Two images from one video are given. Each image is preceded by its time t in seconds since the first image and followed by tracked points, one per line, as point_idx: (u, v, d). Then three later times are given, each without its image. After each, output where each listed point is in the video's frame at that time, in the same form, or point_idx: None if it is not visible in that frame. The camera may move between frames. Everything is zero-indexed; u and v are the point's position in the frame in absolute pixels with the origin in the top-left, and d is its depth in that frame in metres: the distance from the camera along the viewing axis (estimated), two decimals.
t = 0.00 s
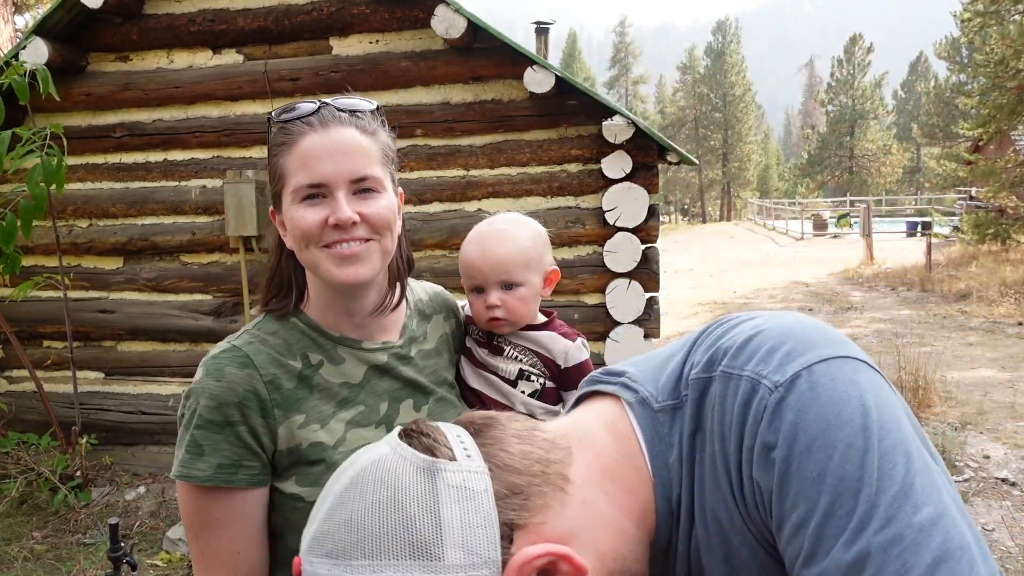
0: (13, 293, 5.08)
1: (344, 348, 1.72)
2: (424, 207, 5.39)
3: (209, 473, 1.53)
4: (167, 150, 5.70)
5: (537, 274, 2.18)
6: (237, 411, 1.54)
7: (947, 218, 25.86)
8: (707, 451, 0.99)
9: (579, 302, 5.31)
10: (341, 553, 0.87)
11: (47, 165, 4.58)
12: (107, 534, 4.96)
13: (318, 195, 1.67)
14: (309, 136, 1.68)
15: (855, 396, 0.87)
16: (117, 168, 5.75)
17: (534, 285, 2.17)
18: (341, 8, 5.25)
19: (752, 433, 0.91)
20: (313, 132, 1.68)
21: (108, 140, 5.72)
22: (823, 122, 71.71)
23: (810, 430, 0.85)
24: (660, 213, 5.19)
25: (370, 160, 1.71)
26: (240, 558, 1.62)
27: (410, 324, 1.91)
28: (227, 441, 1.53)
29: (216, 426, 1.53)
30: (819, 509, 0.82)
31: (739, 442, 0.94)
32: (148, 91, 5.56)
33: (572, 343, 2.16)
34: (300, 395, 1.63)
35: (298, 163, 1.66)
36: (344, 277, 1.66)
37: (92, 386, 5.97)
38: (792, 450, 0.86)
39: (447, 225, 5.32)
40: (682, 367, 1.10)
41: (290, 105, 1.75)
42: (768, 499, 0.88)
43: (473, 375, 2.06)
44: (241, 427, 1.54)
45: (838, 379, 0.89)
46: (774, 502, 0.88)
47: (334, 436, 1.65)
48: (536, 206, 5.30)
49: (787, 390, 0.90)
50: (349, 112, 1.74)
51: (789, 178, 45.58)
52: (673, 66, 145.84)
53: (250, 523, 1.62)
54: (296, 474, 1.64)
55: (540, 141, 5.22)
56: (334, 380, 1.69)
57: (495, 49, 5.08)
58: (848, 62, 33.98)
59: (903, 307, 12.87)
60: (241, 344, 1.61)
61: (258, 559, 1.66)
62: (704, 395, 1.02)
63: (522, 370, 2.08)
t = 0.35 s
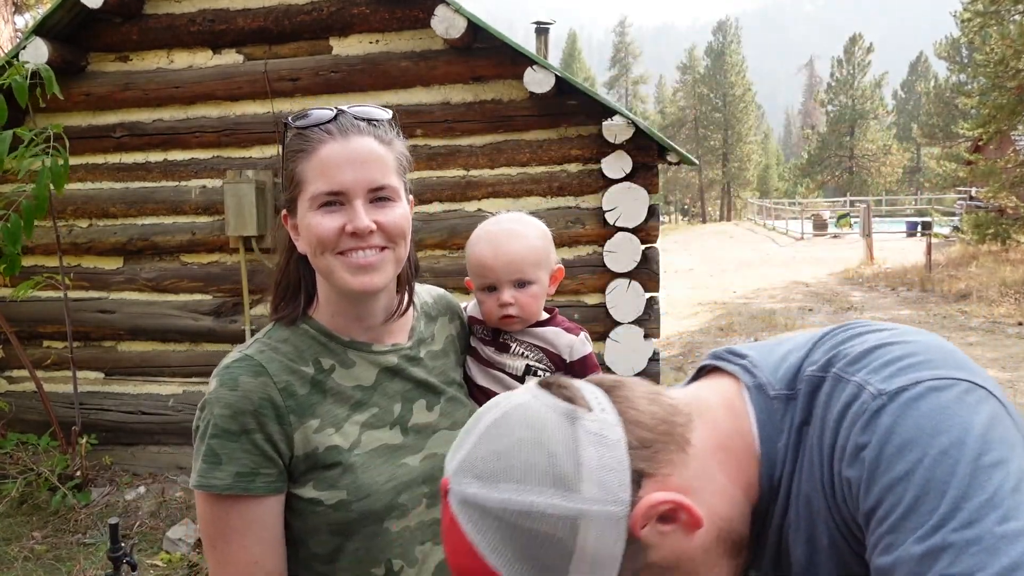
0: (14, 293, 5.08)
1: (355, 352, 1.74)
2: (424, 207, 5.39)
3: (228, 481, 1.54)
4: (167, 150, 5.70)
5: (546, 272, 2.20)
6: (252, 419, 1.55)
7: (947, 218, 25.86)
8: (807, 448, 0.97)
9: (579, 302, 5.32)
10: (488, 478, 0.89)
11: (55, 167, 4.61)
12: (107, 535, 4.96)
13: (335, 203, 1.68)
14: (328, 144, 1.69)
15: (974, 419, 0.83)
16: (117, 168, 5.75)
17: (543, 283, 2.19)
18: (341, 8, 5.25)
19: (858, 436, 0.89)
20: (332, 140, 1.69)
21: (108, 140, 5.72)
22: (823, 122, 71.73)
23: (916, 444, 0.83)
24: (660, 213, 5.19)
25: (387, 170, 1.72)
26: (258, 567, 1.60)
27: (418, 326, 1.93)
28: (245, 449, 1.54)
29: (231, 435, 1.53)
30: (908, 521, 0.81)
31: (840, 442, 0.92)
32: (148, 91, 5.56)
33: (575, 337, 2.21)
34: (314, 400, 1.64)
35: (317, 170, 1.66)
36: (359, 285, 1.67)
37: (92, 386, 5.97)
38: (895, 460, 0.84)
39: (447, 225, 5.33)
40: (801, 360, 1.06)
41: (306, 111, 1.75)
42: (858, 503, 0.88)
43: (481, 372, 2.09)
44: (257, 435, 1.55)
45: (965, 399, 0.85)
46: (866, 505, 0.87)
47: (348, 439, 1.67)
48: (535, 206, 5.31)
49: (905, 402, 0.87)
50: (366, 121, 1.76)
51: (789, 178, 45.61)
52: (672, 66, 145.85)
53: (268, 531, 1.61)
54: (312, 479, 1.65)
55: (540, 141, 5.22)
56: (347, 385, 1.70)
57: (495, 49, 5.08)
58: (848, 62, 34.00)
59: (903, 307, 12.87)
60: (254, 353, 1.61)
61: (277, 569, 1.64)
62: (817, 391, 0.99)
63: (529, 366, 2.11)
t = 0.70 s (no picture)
0: (14, 293, 5.07)
1: (368, 355, 1.74)
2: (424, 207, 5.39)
3: (249, 486, 1.53)
4: (167, 150, 5.70)
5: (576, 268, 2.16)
6: (270, 423, 1.55)
7: (947, 218, 25.87)
8: (1000, 435, 1.17)
9: (579, 302, 5.32)
10: (738, 344, 1.18)
11: (55, 166, 4.59)
12: (107, 535, 4.97)
13: (335, 208, 1.68)
14: (329, 150, 1.68)
15: None
16: (117, 168, 5.75)
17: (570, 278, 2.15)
18: (341, 7, 5.25)
19: None
20: (332, 145, 1.69)
21: (109, 140, 5.72)
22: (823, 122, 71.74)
23: None
24: (660, 213, 5.18)
25: (388, 173, 1.71)
26: (290, 569, 1.60)
27: (430, 328, 1.93)
28: (266, 453, 1.54)
29: (249, 440, 1.53)
30: None
31: None
32: (147, 91, 5.56)
33: (588, 336, 2.13)
34: (329, 403, 1.65)
35: (318, 176, 1.67)
36: (361, 290, 1.66)
37: (92, 386, 5.97)
38: None
39: (447, 225, 5.34)
40: None
41: (312, 117, 1.76)
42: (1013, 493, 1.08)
43: (492, 373, 2.06)
44: (275, 439, 1.55)
45: None
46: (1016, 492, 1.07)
47: (363, 442, 1.67)
48: (535, 206, 5.30)
49: None
50: (367, 125, 1.75)
51: (789, 179, 45.64)
52: (673, 66, 145.85)
53: (295, 533, 1.61)
54: (328, 481, 1.64)
55: (540, 141, 5.22)
56: (360, 388, 1.70)
57: (495, 49, 5.08)
58: (849, 62, 33.98)
59: (903, 308, 12.87)
60: (268, 358, 1.61)
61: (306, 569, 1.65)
62: None
63: (541, 367, 2.06)
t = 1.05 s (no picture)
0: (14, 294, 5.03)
1: (378, 355, 1.70)
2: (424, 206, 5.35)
3: (252, 485, 1.49)
4: (167, 150, 5.66)
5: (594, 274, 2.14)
6: (277, 423, 1.50)
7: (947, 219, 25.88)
8: (1019, 420, 1.09)
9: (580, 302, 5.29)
10: (824, 214, 1.14)
11: (52, 166, 4.55)
12: (106, 535, 4.93)
13: (347, 209, 1.65)
14: (341, 150, 1.65)
15: None
16: (117, 168, 5.71)
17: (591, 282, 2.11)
18: (340, 7, 5.21)
19: None
20: (345, 146, 1.65)
21: (108, 140, 5.68)
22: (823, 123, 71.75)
23: None
24: (660, 214, 5.13)
25: (401, 173, 1.67)
26: (285, 567, 1.58)
27: (441, 329, 1.90)
28: (271, 452, 1.50)
29: (255, 439, 1.49)
30: None
31: None
32: (147, 91, 5.52)
33: (600, 340, 2.06)
34: (338, 403, 1.61)
35: (330, 177, 1.63)
36: (373, 292, 1.61)
37: (92, 387, 5.94)
38: None
39: (448, 225, 5.30)
40: None
41: (327, 116, 1.73)
42: (1015, 483, 1.01)
43: (503, 376, 2.01)
44: (282, 438, 1.51)
45: None
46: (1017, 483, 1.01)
47: (372, 443, 1.63)
48: (536, 206, 5.26)
49: None
50: (382, 125, 1.72)
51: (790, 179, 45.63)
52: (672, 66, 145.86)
53: (291, 533, 1.57)
54: (335, 482, 1.61)
55: (541, 141, 5.18)
56: (369, 388, 1.66)
57: (495, 48, 5.03)
58: (849, 62, 33.98)
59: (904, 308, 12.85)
60: (278, 357, 1.58)
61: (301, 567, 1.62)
62: None
63: (552, 371, 1.99)
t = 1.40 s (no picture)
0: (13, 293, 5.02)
1: (382, 351, 1.70)
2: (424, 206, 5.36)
3: (251, 477, 1.49)
4: (166, 150, 5.66)
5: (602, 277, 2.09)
6: (278, 415, 1.51)
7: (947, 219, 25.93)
8: (964, 378, 1.09)
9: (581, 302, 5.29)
10: (884, 99, 1.11)
11: (52, 167, 4.54)
12: (105, 536, 4.93)
13: (339, 203, 1.66)
14: (337, 145, 1.66)
15: None
16: (116, 168, 5.72)
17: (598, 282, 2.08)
18: (340, 7, 5.21)
19: (1008, 389, 1.00)
20: (343, 142, 1.66)
21: (108, 140, 5.68)
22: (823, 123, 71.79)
23: None
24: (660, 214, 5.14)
25: (394, 170, 1.67)
26: (284, 562, 1.59)
27: (447, 327, 1.91)
28: (270, 444, 1.50)
29: (255, 431, 1.49)
30: (1008, 479, 0.93)
31: (989, 388, 1.03)
32: (146, 91, 5.52)
33: (609, 345, 2.04)
34: (340, 397, 1.61)
35: (326, 172, 1.65)
36: (363, 289, 1.61)
37: (91, 387, 5.94)
38: None
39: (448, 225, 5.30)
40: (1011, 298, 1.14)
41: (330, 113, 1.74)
42: (975, 444, 1.00)
43: (509, 378, 2.01)
44: (282, 431, 1.51)
45: None
46: (976, 447, 0.99)
47: (374, 438, 1.63)
48: (536, 206, 5.26)
49: None
50: (383, 122, 1.72)
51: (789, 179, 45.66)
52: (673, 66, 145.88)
53: (292, 529, 1.59)
54: (336, 476, 1.62)
55: (541, 141, 5.18)
56: (372, 383, 1.67)
57: (495, 48, 5.03)
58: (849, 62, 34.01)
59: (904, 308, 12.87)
60: (281, 350, 1.59)
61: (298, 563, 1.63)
62: (1000, 340, 1.09)
63: (558, 375, 1.98)
